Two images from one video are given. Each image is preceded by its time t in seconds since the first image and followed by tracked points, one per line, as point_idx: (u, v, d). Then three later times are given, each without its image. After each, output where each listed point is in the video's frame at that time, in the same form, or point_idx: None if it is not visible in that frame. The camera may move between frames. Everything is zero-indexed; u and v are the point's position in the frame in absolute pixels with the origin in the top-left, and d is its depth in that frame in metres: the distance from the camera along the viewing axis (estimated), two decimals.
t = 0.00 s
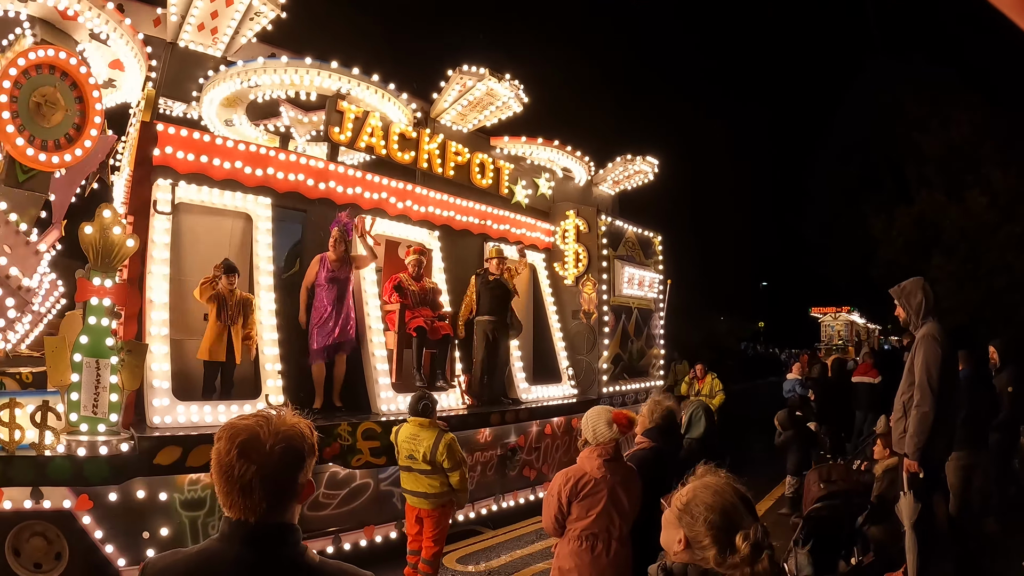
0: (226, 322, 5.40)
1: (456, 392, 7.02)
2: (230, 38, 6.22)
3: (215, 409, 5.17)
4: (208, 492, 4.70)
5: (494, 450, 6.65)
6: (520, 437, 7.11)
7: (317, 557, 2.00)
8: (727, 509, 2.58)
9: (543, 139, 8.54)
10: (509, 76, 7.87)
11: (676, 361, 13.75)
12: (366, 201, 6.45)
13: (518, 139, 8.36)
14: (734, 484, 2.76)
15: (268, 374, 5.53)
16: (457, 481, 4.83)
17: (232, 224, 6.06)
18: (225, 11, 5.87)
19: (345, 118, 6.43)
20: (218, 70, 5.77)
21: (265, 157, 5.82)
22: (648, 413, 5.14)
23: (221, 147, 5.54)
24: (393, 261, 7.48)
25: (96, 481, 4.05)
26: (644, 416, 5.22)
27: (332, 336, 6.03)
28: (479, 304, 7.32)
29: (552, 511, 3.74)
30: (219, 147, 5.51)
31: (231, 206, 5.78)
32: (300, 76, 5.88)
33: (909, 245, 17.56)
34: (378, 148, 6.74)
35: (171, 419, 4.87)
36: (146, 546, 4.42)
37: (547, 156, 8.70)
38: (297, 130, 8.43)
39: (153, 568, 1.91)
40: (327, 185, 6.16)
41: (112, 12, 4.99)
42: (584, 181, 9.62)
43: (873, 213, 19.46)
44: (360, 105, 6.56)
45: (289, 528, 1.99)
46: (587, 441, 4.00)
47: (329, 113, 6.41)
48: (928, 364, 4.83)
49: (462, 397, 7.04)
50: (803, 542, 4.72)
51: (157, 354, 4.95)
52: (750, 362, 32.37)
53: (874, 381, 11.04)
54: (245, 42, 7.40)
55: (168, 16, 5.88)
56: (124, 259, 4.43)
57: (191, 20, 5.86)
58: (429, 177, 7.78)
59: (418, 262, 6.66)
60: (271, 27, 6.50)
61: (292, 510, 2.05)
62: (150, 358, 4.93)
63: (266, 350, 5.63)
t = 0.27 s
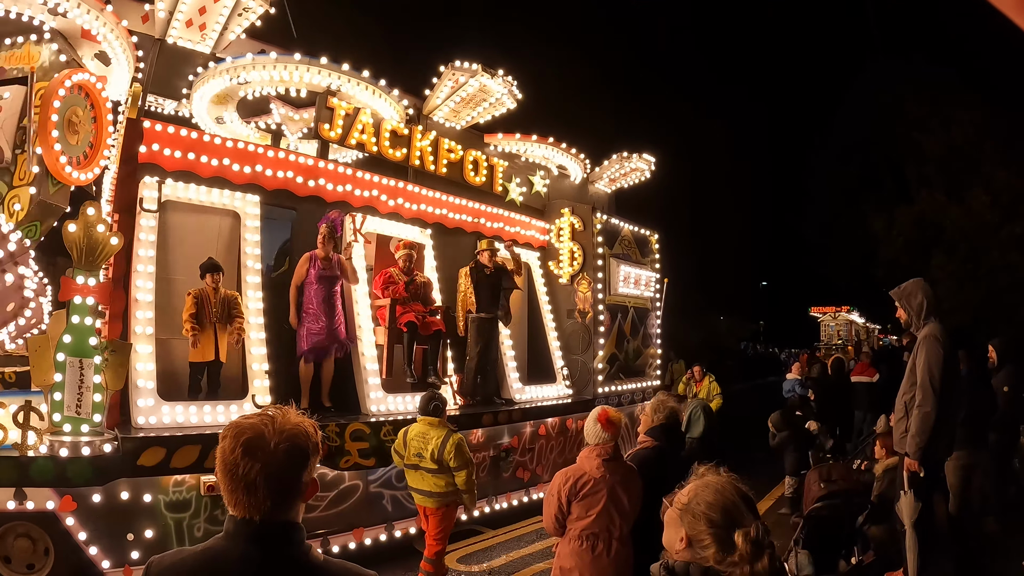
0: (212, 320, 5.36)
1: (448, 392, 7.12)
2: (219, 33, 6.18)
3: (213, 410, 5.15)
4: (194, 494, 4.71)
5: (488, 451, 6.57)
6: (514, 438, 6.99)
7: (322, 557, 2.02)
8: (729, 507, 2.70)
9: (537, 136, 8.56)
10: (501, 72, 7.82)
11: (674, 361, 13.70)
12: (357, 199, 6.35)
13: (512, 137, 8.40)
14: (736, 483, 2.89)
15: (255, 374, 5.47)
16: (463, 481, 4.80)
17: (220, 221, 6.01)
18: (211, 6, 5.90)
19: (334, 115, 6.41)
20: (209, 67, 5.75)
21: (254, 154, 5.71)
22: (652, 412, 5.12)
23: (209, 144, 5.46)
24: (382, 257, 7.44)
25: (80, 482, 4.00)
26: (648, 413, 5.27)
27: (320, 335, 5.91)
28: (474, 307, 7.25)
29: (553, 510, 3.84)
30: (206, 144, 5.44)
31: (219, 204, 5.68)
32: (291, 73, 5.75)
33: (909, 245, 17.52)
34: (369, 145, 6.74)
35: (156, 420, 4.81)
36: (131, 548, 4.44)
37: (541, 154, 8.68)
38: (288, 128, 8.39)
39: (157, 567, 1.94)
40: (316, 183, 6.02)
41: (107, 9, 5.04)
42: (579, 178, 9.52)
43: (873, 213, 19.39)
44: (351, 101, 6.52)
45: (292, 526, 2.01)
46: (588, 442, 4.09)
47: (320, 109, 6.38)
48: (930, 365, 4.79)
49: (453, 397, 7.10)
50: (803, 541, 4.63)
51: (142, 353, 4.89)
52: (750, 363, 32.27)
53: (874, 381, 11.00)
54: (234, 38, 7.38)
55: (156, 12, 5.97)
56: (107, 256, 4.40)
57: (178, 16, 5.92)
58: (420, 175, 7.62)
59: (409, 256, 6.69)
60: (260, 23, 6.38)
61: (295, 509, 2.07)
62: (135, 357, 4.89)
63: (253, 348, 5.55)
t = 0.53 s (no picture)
0: (198, 318, 5.31)
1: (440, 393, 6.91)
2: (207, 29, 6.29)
3: (205, 410, 5.13)
4: (179, 496, 4.59)
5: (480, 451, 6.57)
6: (506, 439, 6.92)
7: (323, 556, 2.01)
8: (729, 506, 2.76)
9: (531, 133, 8.45)
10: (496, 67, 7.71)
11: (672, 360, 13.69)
12: (347, 197, 6.30)
13: (506, 134, 8.36)
14: (735, 481, 2.95)
15: (241, 373, 5.41)
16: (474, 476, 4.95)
17: (206, 219, 5.99)
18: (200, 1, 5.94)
19: (325, 112, 6.35)
20: (197, 64, 5.66)
21: (242, 151, 5.67)
22: (652, 411, 5.06)
23: (197, 140, 5.40)
24: (374, 249, 7.29)
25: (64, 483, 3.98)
26: (648, 415, 5.21)
27: (308, 330, 5.90)
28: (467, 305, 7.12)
29: (552, 507, 3.85)
30: (194, 141, 5.38)
31: (206, 201, 5.63)
32: (279, 69, 5.75)
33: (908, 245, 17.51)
34: (359, 141, 6.67)
35: (141, 420, 4.75)
36: (115, 549, 4.35)
37: (537, 151, 8.56)
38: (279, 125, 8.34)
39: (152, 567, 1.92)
40: (305, 180, 5.99)
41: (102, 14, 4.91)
42: (576, 176, 9.38)
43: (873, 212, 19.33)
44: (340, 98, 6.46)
45: (292, 524, 1.99)
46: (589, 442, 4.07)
47: (310, 105, 6.32)
48: (932, 367, 4.74)
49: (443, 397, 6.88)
50: (803, 540, 4.71)
51: (127, 352, 4.85)
52: (750, 363, 32.22)
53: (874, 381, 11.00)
54: (223, 34, 7.34)
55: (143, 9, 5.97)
56: (91, 254, 4.36)
57: (166, 12, 5.93)
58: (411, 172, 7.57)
59: (404, 250, 6.51)
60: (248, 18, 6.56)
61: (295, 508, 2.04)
62: (119, 357, 4.82)
63: (240, 348, 5.48)
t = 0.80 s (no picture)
0: (183, 317, 5.29)
1: (430, 395, 6.80)
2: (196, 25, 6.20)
3: (194, 410, 5.09)
4: (164, 496, 4.57)
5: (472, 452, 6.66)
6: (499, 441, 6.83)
7: (322, 555, 2.01)
8: (729, 505, 2.78)
9: (527, 130, 8.50)
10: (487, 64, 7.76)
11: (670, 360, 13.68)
12: (335, 194, 6.27)
13: (500, 131, 8.31)
14: (736, 482, 2.97)
15: (227, 373, 5.37)
16: (492, 466, 5.33)
17: (194, 218, 5.95)
18: None
19: (315, 109, 6.26)
20: (186, 60, 5.65)
21: (229, 148, 5.61)
22: (653, 412, 5.07)
23: (184, 138, 5.36)
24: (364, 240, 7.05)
25: (47, 484, 3.93)
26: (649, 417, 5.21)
27: (296, 331, 5.83)
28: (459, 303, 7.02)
29: (552, 506, 3.82)
30: (182, 138, 5.34)
31: (194, 199, 5.60)
32: (268, 65, 5.81)
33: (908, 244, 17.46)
34: (349, 138, 6.55)
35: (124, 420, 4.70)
36: (98, 551, 4.34)
37: (532, 148, 8.65)
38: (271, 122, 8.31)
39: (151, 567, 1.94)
40: (294, 177, 5.98)
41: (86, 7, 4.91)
42: (571, 174, 9.51)
43: (873, 211, 19.28)
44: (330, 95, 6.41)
45: (288, 523, 1.98)
46: (591, 442, 4.05)
47: (300, 102, 6.22)
48: (934, 368, 4.71)
49: (435, 398, 6.78)
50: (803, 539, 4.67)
51: (111, 351, 4.81)
52: (749, 362, 32.19)
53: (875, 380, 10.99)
54: (212, 30, 7.31)
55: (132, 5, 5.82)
56: (74, 253, 4.36)
57: (154, 9, 5.81)
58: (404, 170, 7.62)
59: (396, 243, 6.44)
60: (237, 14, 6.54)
61: (290, 506, 2.03)
62: (102, 356, 4.76)
63: (226, 347, 5.44)
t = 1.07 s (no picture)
0: (168, 318, 5.22)
1: (421, 395, 6.69)
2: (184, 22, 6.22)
3: (176, 410, 4.98)
4: (149, 497, 4.52)
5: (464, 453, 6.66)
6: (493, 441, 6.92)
7: (321, 554, 2.00)
8: (727, 505, 2.76)
9: (521, 127, 8.39)
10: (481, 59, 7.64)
11: (669, 360, 13.67)
12: (326, 191, 6.17)
13: (495, 128, 8.20)
14: (735, 483, 2.94)
15: (214, 373, 5.30)
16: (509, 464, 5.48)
17: (182, 215, 5.93)
18: None
19: (305, 105, 6.20)
20: (176, 58, 5.66)
21: (218, 145, 5.54)
22: (654, 411, 5.09)
23: (172, 135, 5.31)
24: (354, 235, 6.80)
25: (29, 485, 3.88)
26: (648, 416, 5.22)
27: (284, 331, 5.78)
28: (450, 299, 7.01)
29: (552, 507, 3.79)
30: (170, 136, 5.28)
31: (182, 197, 5.58)
32: (257, 61, 5.74)
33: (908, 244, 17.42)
34: (341, 135, 6.51)
35: (109, 420, 4.65)
36: (83, 552, 4.31)
37: (527, 146, 8.58)
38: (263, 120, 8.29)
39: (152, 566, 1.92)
40: (284, 175, 5.87)
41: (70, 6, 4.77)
42: (566, 172, 9.53)
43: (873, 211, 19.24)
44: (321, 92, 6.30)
45: (288, 522, 1.96)
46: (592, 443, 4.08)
47: (289, 99, 6.17)
48: (933, 368, 4.68)
49: (427, 399, 6.70)
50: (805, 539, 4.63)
51: (96, 350, 4.78)
52: (749, 362, 32.16)
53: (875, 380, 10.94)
54: (202, 27, 7.27)
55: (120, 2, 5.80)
56: (58, 251, 4.36)
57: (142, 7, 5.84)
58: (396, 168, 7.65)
59: (388, 236, 6.45)
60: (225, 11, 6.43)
61: (290, 506, 2.00)
62: (88, 356, 4.76)
63: (212, 348, 5.38)
